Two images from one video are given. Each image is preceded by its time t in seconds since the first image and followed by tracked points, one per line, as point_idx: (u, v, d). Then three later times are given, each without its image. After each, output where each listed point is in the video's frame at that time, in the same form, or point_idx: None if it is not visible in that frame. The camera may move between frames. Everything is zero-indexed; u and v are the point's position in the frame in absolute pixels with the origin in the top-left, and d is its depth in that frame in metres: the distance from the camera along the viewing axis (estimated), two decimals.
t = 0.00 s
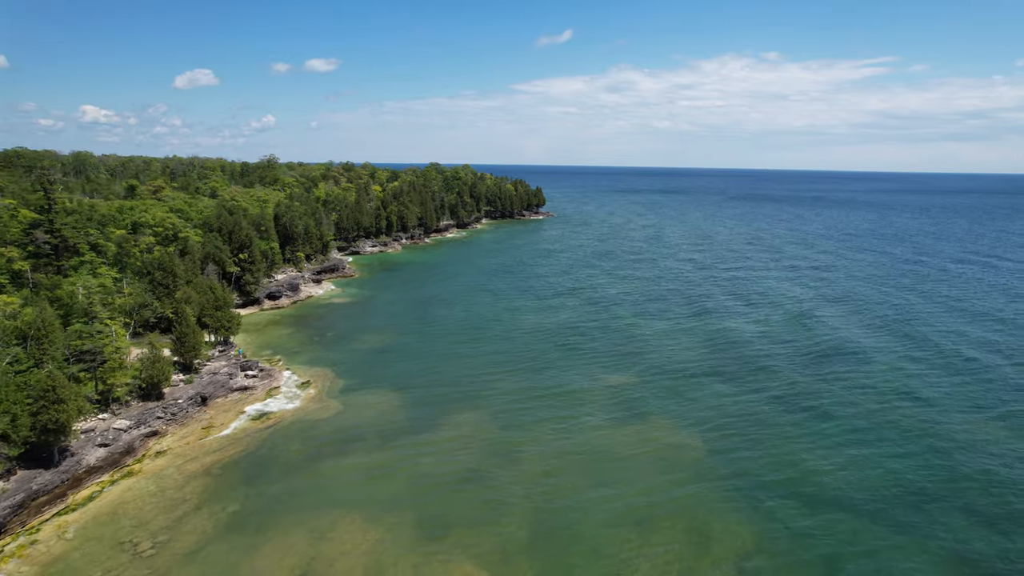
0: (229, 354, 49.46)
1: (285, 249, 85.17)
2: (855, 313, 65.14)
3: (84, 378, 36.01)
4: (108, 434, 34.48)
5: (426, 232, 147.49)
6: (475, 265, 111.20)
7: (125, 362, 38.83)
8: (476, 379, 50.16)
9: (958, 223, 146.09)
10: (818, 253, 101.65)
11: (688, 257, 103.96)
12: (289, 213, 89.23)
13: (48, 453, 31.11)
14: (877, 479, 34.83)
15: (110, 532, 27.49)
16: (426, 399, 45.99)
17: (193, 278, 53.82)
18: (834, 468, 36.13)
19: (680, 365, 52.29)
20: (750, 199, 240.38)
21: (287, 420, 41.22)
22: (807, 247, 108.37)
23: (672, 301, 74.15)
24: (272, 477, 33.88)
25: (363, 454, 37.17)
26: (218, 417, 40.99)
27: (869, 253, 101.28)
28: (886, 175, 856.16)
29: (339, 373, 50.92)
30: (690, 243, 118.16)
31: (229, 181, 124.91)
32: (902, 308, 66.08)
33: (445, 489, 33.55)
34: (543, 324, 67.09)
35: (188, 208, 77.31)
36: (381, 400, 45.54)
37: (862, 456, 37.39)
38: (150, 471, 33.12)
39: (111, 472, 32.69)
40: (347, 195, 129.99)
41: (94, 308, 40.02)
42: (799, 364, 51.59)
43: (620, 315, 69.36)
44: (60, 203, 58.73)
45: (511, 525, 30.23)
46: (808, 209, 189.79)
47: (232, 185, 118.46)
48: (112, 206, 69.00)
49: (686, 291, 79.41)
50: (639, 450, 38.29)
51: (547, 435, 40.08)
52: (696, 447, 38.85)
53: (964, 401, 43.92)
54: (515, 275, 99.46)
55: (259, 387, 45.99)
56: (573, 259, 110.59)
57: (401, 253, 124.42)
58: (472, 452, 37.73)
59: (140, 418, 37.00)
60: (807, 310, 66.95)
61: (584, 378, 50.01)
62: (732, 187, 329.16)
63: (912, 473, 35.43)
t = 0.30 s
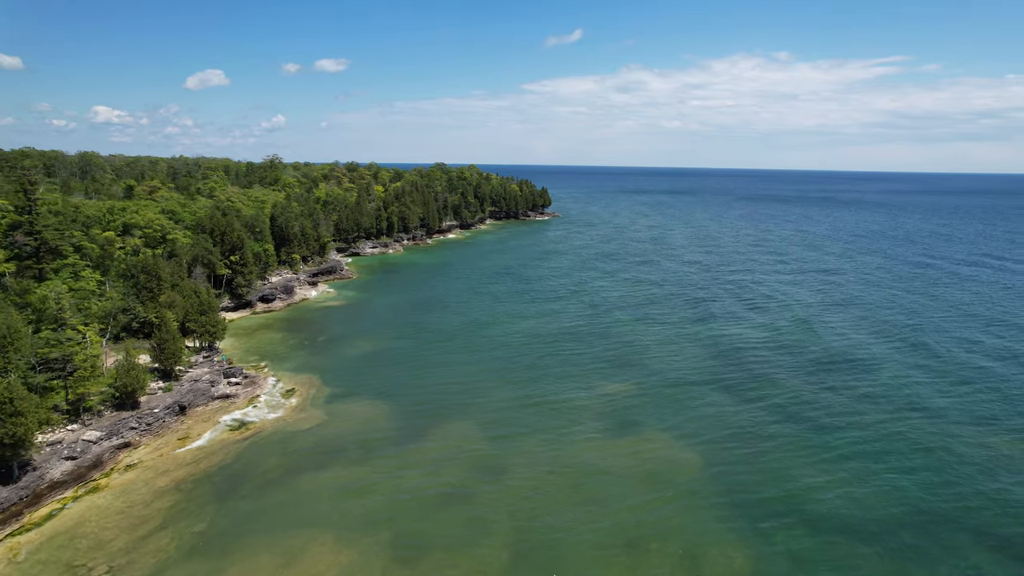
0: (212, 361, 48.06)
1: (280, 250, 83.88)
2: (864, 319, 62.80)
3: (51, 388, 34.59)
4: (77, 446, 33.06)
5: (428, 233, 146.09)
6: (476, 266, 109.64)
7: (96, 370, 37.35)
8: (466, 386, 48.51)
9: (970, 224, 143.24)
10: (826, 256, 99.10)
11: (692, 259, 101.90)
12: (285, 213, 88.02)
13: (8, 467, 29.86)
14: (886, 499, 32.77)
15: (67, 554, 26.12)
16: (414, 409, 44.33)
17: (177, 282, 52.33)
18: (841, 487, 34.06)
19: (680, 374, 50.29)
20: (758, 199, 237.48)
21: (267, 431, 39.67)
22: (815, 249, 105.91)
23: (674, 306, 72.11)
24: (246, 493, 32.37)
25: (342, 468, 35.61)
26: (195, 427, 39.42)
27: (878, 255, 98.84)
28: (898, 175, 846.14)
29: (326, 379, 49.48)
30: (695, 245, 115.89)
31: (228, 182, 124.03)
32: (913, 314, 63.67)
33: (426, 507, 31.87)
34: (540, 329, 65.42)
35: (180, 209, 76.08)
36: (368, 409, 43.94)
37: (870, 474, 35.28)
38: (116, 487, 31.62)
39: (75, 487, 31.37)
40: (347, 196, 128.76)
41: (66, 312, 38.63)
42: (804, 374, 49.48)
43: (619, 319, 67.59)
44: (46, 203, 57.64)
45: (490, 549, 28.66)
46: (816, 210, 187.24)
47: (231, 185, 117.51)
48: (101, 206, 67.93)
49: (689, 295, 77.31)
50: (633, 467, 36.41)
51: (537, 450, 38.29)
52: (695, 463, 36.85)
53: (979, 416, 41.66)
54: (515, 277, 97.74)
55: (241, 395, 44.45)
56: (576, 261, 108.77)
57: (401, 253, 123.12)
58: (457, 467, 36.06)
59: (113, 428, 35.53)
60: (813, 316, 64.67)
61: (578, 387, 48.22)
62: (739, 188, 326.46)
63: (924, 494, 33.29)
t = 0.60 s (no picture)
0: (195, 368, 46.69)
1: (276, 252, 82.73)
2: (874, 326, 60.35)
3: (14, 400, 33.23)
4: (41, 460, 31.66)
5: (431, 234, 144.83)
6: (478, 268, 108.07)
7: (66, 380, 36.02)
8: (456, 395, 46.90)
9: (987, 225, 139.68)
10: (836, 259, 96.51)
11: (697, 261, 99.75)
12: (282, 214, 86.88)
13: None
14: (894, 521, 30.71)
15: None
16: (401, 419, 42.66)
17: (159, 287, 50.96)
18: (849, 509, 31.88)
19: (680, 384, 48.22)
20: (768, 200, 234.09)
21: (245, 442, 38.12)
22: (825, 252, 103.32)
23: (677, 311, 69.99)
24: (215, 513, 30.94)
25: (320, 485, 34.08)
26: (170, 438, 37.93)
27: (889, 258, 96.16)
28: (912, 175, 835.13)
29: (312, 387, 48.02)
30: (701, 247, 113.64)
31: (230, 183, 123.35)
32: (926, 321, 61.07)
33: (403, 529, 30.27)
34: (537, 334, 63.74)
35: (173, 210, 75.01)
36: (352, 420, 42.33)
37: (880, 495, 33.05)
38: (78, 504, 30.34)
39: (35, 505, 30.37)
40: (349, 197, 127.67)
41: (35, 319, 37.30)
42: (810, 385, 47.26)
43: (619, 325, 65.73)
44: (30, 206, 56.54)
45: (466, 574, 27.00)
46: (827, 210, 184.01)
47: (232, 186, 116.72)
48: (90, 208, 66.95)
49: (692, 300, 75.25)
50: (625, 484, 34.55)
51: (525, 466, 36.50)
52: (692, 482, 34.83)
53: (996, 430, 39.25)
54: (516, 279, 96.06)
55: (222, 404, 42.91)
56: (579, 263, 106.91)
57: (403, 255, 121.84)
58: (439, 484, 34.38)
59: (81, 440, 34.07)
60: (821, 322, 62.29)
61: (572, 397, 46.51)
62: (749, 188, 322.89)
63: (939, 517, 31.03)
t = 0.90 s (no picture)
0: (177, 375, 45.20)
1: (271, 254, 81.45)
2: (885, 332, 57.97)
3: None
4: None
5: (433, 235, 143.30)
6: (479, 269, 106.44)
7: (34, 391, 34.55)
8: (447, 403, 45.27)
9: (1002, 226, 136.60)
10: (846, 261, 94.00)
11: (703, 264, 97.54)
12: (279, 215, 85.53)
13: None
14: (903, 546, 28.81)
15: None
16: (387, 430, 40.86)
17: (142, 292, 49.47)
18: (860, 534, 29.79)
19: (682, 395, 46.07)
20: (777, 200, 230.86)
21: (222, 454, 36.44)
22: (835, 254, 100.80)
23: (679, 316, 67.75)
24: (182, 533, 29.30)
25: (298, 500, 32.54)
26: (144, 450, 36.36)
27: (901, 260, 93.58)
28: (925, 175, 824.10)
29: (298, 394, 46.53)
30: (707, 249, 111.37)
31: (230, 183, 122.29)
32: (941, 328, 58.47)
33: (379, 555, 28.42)
34: (535, 338, 62.01)
35: (166, 211, 73.71)
36: (336, 431, 40.56)
37: (895, 519, 30.82)
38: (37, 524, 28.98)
39: None
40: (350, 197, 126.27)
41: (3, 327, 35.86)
42: (818, 395, 44.96)
43: (620, 330, 63.81)
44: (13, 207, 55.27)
45: None
46: (837, 211, 181.08)
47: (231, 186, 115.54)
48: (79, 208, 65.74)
49: (696, 303, 73.16)
50: (618, 502, 32.74)
51: (515, 482, 34.55)
52: (692, 501, 32.76)
53: (1019, 446, 36.93)
54: (517, 281, 94.30)
55: (202, 413, 41.23)
56: (582, 265, 105.00)
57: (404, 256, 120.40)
58: (423, 501, 32.73)
59: (48, 452, 32.71)
60: (830, 328, 59.94)
61: (567, 406, 44.74)
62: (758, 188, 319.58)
63: (961, 544, 28.77)
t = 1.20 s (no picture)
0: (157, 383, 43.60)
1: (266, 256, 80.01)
2: (896, 338, 55.64)
3: None
4: None
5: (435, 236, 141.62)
6: (480, 271, 104.66)
7: None
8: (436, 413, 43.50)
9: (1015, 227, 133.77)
10: (855, 263, 91.48)
11: (708, 266, 95.33)
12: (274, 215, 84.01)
13: None
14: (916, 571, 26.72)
15: None
16: (372, 443, 39.04)
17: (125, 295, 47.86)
18: (870, 557, 27.72)
19: (683, 405, 43.92)
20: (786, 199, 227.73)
21: (197, 467, 34.81)
22: (844, 255, 98.32)
23: (682, 321, 65.49)
24: (145, 555, 27.60)
25: (272, 517, 30.83)
26: (115, 463, 34.75)
27: (913, 262, 90.96)
28: (936, 175, 814.43)
29: (283, 402, 44.87)
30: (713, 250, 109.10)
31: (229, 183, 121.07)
32: (956, 334, 55.89)
33: None
34: (532, 344, 60.19)
35: (158, 212, 72.36)
36: (319, 443, 38.75)
37: (907, 540, 28.73)
38: None
39: None
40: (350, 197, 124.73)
41: None
42: (825, 406, 42.77)
43: (620, 335, 61.80)
44: None
45: None
46: (846, 211, 178.22)
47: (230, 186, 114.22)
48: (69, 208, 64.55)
49: (699, 307, 71.00)
50: (610, 521, 30.76)
51: (502, 499, 32.68)
52: (689, 519, 30.78)
53: None
54: (517, 283, 92.46)
55: (181, 423, 39.61)
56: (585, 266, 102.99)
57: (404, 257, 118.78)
58: (403, 520, 30.90)
59: (11, 467, 31.17)
60: (838, 334, 57.67)
61: (561, 417, 42.84)
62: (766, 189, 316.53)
63: (983, 570, 26.57)
